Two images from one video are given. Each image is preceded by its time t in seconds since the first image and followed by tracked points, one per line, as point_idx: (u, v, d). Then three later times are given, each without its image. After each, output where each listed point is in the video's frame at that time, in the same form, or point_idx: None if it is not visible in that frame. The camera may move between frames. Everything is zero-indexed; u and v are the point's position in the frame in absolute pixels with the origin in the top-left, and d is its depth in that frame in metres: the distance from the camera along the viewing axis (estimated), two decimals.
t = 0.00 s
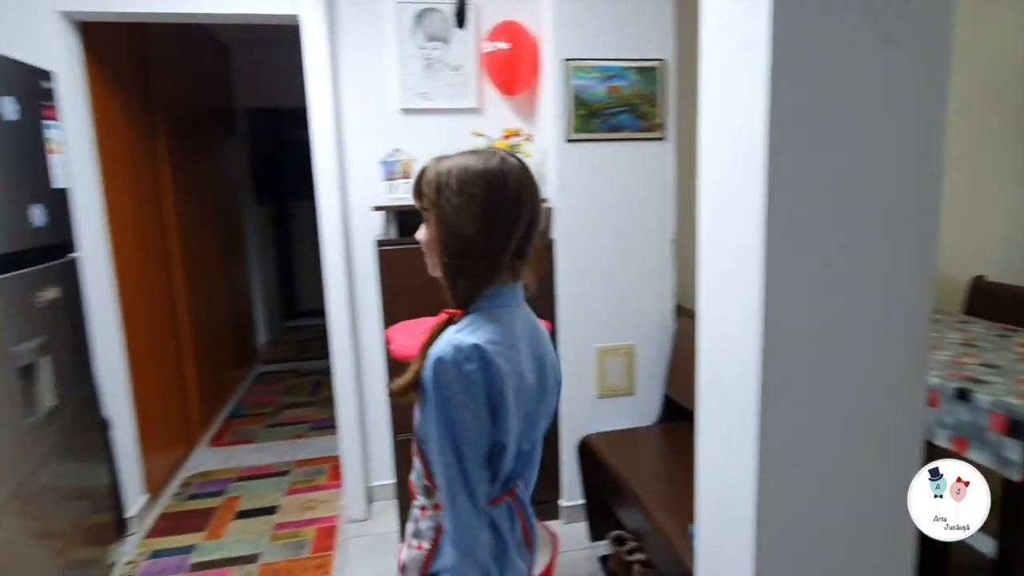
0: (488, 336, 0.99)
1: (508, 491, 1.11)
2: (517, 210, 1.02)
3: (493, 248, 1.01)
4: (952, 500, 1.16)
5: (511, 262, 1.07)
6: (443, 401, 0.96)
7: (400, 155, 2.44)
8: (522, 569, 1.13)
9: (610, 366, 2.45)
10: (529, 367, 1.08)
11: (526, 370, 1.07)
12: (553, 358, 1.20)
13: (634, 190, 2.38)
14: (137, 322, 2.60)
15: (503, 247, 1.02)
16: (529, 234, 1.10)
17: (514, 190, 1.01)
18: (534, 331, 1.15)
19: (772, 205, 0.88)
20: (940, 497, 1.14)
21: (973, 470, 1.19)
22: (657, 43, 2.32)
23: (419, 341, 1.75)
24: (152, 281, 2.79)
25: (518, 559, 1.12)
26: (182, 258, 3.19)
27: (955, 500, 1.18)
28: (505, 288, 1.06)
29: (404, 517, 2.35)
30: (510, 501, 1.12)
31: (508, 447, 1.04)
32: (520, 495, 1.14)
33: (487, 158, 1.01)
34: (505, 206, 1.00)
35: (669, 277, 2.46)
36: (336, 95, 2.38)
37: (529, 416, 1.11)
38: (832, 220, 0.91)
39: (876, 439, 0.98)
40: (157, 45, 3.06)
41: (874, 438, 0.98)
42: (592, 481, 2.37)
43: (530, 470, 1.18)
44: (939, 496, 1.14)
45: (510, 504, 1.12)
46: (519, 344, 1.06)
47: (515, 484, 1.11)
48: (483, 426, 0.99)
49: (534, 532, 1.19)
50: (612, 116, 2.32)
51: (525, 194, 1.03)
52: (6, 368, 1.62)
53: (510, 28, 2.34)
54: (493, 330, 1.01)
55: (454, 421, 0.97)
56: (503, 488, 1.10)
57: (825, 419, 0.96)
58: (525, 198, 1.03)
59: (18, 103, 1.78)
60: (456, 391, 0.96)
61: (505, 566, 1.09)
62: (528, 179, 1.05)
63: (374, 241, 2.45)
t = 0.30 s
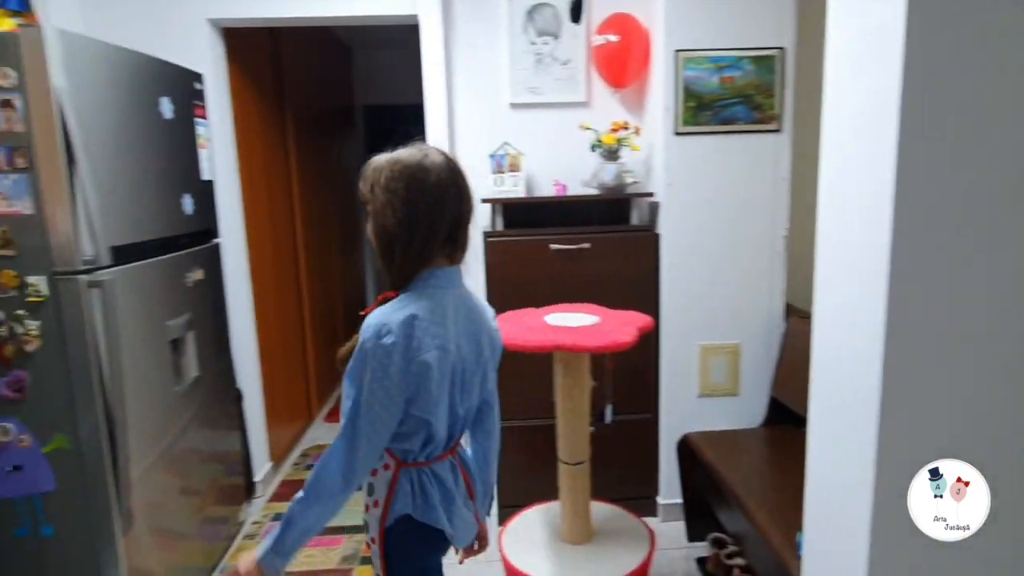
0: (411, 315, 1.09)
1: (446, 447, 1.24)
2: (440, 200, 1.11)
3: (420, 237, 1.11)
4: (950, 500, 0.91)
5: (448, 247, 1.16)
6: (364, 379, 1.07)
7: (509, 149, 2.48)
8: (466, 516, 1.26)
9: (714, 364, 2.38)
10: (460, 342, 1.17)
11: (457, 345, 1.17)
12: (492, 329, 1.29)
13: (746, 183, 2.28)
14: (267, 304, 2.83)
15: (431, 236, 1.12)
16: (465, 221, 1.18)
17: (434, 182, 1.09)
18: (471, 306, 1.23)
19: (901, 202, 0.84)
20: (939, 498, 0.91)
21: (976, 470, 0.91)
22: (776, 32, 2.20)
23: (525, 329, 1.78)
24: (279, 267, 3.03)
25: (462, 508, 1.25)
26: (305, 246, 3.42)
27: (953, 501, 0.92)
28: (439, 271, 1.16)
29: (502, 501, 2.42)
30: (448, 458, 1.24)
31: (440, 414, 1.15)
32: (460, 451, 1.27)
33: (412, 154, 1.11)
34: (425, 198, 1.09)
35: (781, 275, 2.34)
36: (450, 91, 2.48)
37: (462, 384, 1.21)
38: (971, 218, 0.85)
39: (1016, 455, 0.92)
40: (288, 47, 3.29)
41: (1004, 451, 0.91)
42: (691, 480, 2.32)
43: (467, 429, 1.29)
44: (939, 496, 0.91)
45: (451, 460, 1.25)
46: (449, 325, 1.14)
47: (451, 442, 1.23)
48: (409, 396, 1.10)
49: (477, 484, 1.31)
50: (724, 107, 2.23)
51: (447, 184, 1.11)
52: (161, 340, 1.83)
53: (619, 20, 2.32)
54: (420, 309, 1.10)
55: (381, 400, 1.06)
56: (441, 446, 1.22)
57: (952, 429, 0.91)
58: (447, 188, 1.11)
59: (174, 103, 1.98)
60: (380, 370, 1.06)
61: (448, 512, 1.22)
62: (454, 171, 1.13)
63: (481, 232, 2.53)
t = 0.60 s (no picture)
0: (380, 306, 1.28)
1: (403, 417, 1.43)
2: (397, 205, 1.30)
3: (380, 234, 1.32)
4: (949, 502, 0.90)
5: (406, 242, 1.37)
6: (347, 360, 1.24)
7: (579, 144, 2.46)
8: (415, 475, 1.44)
9: (788, 365, 2.30)
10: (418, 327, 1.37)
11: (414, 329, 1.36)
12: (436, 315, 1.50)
13: (826, 178, 2.19)
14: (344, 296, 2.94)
15: (390, 234, 1.33)
16: (421, 221, 1.38)
17: (393, 190, 1.29)
18: (421, 296, 1.44)
19: (998, 202, 0.80)
20: (939, 498, 0.89)
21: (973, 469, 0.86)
22: (863, 20, 2.10)
23: (594, 326, 1.78)
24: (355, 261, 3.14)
25: (413, 469, 1.44)
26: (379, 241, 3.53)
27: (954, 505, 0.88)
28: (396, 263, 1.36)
29: (567, 496, 2.43)
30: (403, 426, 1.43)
31: (399, 388, 1.34)
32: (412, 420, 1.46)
33: (378, 165, 1.30)
34: (384, 203, 1.29)
35: (862, 274, 2.24)
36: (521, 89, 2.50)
37: (416, 362, 1.41)
38: None
39: None
40: (365, 48, 3.39)
41: None
42: (763, 483, 2.26)
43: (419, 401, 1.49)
44: (941, 496, 0.90)
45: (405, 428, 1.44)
46: (406, 312, 1.33)
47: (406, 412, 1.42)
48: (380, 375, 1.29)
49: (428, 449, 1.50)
50: (804, 100, 2.16)
51: (405, 193, 1.30)
52: (249, 331, 1.94)
53: (694, 12, 2.25)
54: (383, 299, 1.30)
55: (359, 378, 1.24)
56: (398, 416, 1.40)
57: None
58: (404, 195, 1.30)
59: (261, 105, 2.09)
60: (358, 354, 1.24)
61: (400, 472, 1.41)
62: (412, 180, 1.32)
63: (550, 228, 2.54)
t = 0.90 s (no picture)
0: (355, 283, 1.36)
1: (386, 394, 1.48)
2: (374, 190, 1.37)
3: (359, 218, 1.38)
4: (953, 501, 1.02)
5: (386, 227, 1.43)
6: (330, 333, 1.32)
7: (623, 142, 2.44)
8: (399, 452, 1.48)
9: (839, 367, 2.24)
10: (398, 306, 1.43)
11: (394, 307, 1.43)
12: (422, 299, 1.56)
13: (880, 175, 2.13)
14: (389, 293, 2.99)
15: (369, 218, 1.39)
16: (400, 206, 1.43)
17: (369, 176, 1.35)
18: (405, 279, 1.50)
19: None
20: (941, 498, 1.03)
21: (974, 467, 0.96)
22: (921, 11, 2.03)
23: (639, 325, 1.77)
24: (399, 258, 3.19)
25: (401, 443, 1.49)
26: (422, 238, 3.57)
27: (956, 502, 1.00)
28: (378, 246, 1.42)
29: (609, 495, 2.42)
30: (385, 402, 1.48)
31: (378, 364, 1.40)
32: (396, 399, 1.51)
33: (359, 156, 1.38)
34: (361, 189, 1.36)
35: (918, 274, 2.16)
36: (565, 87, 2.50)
37: (401, 342, 1.46)
38: None
39: None
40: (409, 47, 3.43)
41: None
42: (811, 485, 2.20)
43: (404, 381, 1.54)
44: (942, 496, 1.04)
45: (388, 405, 1.49)
46: (383, 290, 1.40)
47: (389, 389, 1.47)
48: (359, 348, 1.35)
49: (414, 429, 1.54)
50: (858, 94, 2.10)
51: (381, 179, 1.37)
52: (299, 327, 1.99)
53: (742, 6, 2.20)
54: (361, 278, 1.38)
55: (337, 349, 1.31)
56: (379, 392, 1.46)
57: None
58: (380, 181, 1.36)
59: (311, 105, 2.13)
60: (335, 327, 1.32)
61: (379, 447, 1.45)
62: (388, 167, 1.38)
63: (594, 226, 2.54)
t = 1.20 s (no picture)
0: (340, 282, 1.43)
1: (378, 387, 1.56)
2: (360, 186, 1.46)
3: (347, 214, 1.48)
4: (953, 500, 1.71)
5: (376, 221, 1.51)
6: (309, 331, 1.41)
7: (654, 140, 2.42)
8: (390, 445, 1.55)
9: (874, 371, 2.20)
10: (386, 305, 1.49)
11: (381, 306, 1.48)
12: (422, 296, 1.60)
13: (919, 174, 2.08)
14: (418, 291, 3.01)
15: (357, 213, 1.49)
16: (388, 201, 1.51)
17: (353, 173, 1.44)
18: (400, 278, 1.56)
19: None
20: (941, 498, 1.70)
21: (972, 471, 1.74)
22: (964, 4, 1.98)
23: (669, 325, 1.75)
24: (428, 256, 3.21)
25: (388, 438, 1.56)
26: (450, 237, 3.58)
27: (956, 500, 1.70)
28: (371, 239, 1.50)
29: (637, 496, 2.40)
30: (380, 395, 1.57)
31: (360, 361, 1.47)
32: (392, 392, 1.59)
33: (347, 158, 1.47)
34: (347, 185, 1.45)
35: (959, 275, 2.11)
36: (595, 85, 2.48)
37: (390, 340, 1.52)
38: None
39: None
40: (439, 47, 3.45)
41: None
42: (845, 491, 2.16)
43: (404, 375, 1.62)
44: (941, 497, 1.71)
45: (383, 398, 1.57)
46: (370, 290, 1.47)
47: (381, 383, 1.55)
48: (340, 346, 1.44)
49: (409, 422, 1.60)
50: (896, 90, 2.05)
51: (364, 176, 1.45)
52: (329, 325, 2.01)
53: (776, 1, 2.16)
54: (347, 279, 1.45)
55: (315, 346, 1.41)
56: (371, 385, 1.55)
57: None
58: (363, 177, 1.44)
59: (343, 105, 2.16)
60: (315, 325, 1.41)
61: (369, 438, 1.53)
62: (373, 165, 1.47)
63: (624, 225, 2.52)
